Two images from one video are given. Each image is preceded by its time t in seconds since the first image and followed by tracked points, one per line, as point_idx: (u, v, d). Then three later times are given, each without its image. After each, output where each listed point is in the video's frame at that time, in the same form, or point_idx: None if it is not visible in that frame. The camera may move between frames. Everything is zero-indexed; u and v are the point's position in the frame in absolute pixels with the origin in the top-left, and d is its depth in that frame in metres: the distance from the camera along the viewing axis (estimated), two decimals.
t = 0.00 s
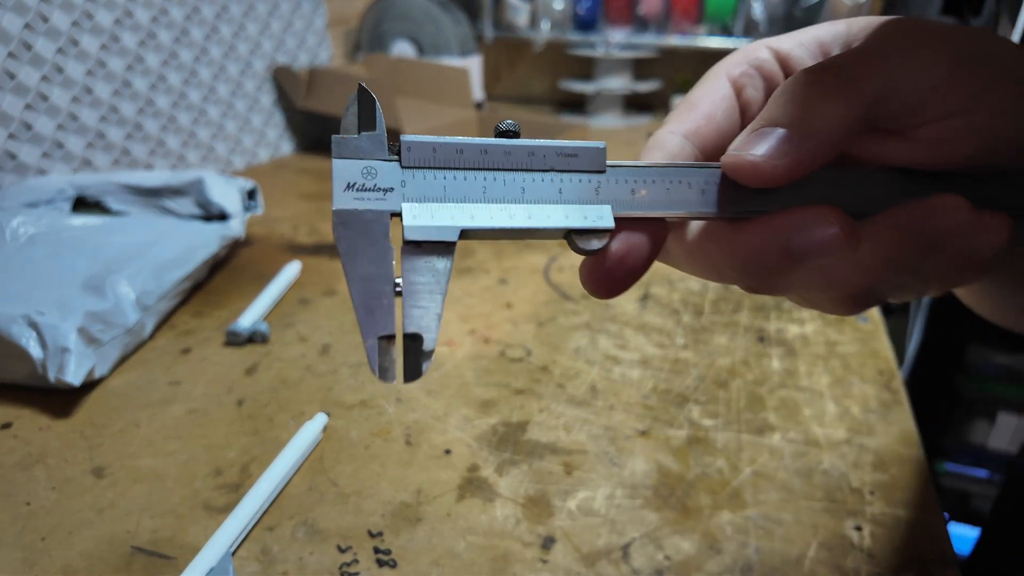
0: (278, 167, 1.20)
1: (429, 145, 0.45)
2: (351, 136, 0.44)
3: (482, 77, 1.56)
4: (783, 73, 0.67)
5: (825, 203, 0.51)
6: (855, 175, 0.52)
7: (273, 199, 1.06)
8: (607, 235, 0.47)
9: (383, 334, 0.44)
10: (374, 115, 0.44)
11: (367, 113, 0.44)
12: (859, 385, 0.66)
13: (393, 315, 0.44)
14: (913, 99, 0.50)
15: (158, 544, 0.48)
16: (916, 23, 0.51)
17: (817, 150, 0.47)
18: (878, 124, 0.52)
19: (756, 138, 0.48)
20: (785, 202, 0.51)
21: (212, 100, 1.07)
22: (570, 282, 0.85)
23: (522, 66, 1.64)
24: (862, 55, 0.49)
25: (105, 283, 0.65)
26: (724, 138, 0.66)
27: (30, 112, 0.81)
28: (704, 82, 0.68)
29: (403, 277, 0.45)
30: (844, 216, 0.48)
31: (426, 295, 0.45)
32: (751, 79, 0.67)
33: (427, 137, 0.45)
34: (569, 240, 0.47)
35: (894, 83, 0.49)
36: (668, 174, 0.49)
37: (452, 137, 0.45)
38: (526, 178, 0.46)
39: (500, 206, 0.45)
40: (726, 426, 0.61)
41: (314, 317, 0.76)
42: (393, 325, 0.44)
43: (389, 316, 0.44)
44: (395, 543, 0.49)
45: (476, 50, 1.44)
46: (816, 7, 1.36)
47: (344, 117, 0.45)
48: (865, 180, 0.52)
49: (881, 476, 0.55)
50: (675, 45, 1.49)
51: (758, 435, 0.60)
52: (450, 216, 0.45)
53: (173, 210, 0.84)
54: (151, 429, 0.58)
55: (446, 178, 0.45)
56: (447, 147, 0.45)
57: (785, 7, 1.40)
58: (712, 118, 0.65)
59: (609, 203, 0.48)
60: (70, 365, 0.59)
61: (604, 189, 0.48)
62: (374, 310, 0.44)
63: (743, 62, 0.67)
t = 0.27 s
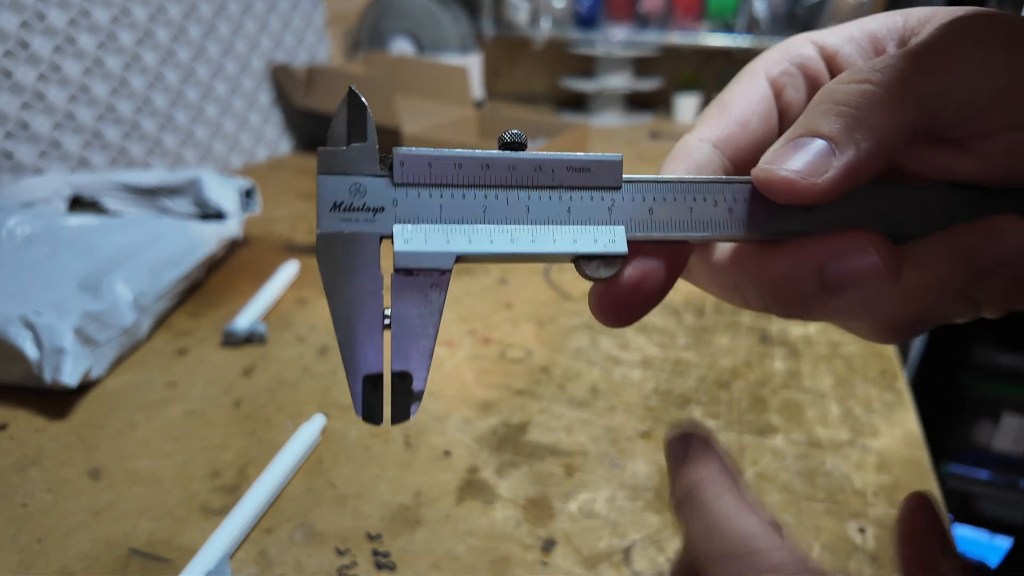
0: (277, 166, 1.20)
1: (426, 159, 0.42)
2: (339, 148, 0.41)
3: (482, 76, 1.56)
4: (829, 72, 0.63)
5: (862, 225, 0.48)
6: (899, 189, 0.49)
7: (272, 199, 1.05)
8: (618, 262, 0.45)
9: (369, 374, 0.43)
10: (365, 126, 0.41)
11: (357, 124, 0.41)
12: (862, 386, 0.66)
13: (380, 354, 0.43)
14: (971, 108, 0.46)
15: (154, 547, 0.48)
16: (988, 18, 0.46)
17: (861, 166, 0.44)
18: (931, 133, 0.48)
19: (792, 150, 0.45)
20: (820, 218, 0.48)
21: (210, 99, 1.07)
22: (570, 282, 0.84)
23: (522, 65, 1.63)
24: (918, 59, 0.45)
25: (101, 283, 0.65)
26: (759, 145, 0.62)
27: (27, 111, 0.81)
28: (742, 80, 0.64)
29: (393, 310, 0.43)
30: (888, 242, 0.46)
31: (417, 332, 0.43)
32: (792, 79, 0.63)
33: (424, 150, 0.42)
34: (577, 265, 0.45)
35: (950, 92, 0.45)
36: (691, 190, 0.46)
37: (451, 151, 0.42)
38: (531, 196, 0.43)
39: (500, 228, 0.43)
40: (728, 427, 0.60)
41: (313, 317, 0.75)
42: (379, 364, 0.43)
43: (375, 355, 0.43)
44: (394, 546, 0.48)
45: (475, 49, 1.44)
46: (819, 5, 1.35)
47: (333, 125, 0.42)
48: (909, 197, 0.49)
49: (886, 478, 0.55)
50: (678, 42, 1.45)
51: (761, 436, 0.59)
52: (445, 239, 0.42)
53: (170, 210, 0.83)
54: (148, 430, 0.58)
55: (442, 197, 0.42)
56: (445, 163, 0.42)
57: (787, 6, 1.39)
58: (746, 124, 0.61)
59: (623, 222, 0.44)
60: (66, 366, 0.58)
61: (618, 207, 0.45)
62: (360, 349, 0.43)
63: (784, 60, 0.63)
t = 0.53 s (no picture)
0: (277, 166, 1.19)
1: (411, 186, 0.42)
2: (321, 180, 0.41)
3: (482, 75, 1.55)
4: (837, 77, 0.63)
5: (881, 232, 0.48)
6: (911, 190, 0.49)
7: (272, 199, 1.05)
8: (614, 284, 0.44)
9: (358, 414, 0.41)
10: (345, 155, 0.41)
11: (337, 153, 0.41)
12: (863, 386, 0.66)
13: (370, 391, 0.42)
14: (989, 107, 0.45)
15: (154, 547, 0.48)
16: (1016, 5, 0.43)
17: (870, 170, 0.43)
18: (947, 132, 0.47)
19: (797, 155, 0.44)
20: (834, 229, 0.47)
21: (210, 99, 1.07)
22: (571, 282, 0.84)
23: (522, 64, 1.63)
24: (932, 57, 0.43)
25: (100, 283, 0.65)
26: (767, 154, 0.62)
27: (26, 110, 0.81)
28: (748, 90, 0.64)
29: (380, 343, 0.42)
30: (907, 248, 0.46)
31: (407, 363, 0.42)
32: (799, 86, 0.63)
33: (408, 177, 0.42)
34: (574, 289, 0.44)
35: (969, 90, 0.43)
36: (685, 212, 0.45)
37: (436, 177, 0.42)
38: (522, 219, 0.43)
39: (492, 253, 0.42)
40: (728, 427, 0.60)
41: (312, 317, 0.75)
42: (368, 403, 0.41)
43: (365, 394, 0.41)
44: (394, 547, 0.48)
45: (475, 48, 1.44)
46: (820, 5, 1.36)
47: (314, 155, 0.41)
48: (920, 199, 0.49)
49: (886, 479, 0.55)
50: (679, 42, 1.46)
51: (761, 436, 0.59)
52: (434, 267, 0.41)
53: (169, 210, 0.83)
54: (147, 430, 0.58)
55: (430, 224, 0.42)
56: (432, 189, 0.42)
57: (788, 5, 1.39)
58: (752, 134, 0.61)
59: (620, 243, 0.44)
60: (66, 366, 0.58)
61: (613, 228, 0.44)
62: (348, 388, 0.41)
63: (791, 66, 0.64)
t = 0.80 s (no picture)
0: (276, 166, 1.19)
1: (399, 178, 0.42)
2: (305, 171, 0.41)
3: (482, 74, 1.55)
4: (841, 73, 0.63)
5: (888, 234, 0.48)
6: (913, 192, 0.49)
7: (272, 198, 1.05)
8: (610, 283, 0.43)
9: (338, 416, 0.41)
10: (331, 146, 0.41)
11: (322, 145, 0.41)
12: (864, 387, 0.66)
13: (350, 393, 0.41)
14: (999, 106, 0.44)
15: (153, 548, 0.48)
16: None
17: (872, 169, 0.42)
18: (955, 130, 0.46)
19: (799, 154, 0.44)
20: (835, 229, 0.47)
21: (210, 98, 1.07)
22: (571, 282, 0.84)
23: (522, 64, 1.63)
24: (944, 52, 0.42)
25: (100, 283, 0.64)
26: (769, 151, 0.61)
27: (25, 110, 0.81)
28: (750, 87, 0.64)
29: (363, 342, 0.41)
30: (912, 251, 0.47)
31: (390, 365, 0.41)
32: (803, 83, 0.63)
33: (396, 169, 0.42)
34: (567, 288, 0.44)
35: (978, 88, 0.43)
36: (678, 209, 0.45)
37: (425, 169, 0.42)
38: (514, 214, 0.43)
39: (481, 249, 0.42)
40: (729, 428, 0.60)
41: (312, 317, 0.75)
42: (347, 405, 0.41)
43: (345, 396, 0.41)
44: (394, 547, 0.48)
45: (475, 47, 1.43)
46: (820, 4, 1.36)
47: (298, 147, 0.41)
48: (927, 200, 0.49)
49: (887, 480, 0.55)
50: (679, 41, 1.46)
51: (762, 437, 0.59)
52: (421, 263, 0.41)
53: (169, 209, 0.83)
54: (147, 430, 0.58)
55: (417, 218, 0.42)
56: (420, 181, 0.42)
57: (789, 5, 1.39)
58: (753, 131, 0.61)
59: (615, 241, 0.44)
60: (65, 365, 0.58)
61: (608, 224, 0.44)
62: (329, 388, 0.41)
63: (794, 64, 0.63)
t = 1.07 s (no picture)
0: (276, 165, 1.19)
1: (394, 189, 0.41)
2: (298, 181, 0.41)
3: (482, 74, 1.55)
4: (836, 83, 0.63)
5: (888, 241, 0.48)
6: (908, 199, 0.49)
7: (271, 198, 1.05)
8: (609, 295, 0.44)
9: (334, 432, 0.41)
10: (324, 157, 0.41)
11: (316, 155, 0.41)
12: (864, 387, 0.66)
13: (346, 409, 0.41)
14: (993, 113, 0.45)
15: (153, 548, 0.47)
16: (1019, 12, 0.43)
17: (871, 177, 0.42)
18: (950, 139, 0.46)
19: (797, 162, 0.43)
20: (834, 236, 0.47)
21: (209, 98, 1.07)
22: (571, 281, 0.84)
23: (522, 63, 1.63)
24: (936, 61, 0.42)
25: (99, 283, 0.64)
26: (766, 160, 0.62)
27: (25, 109, 0.81)
28: (747, 95, 0.64)
29: (358, 357, 0.41)
30: (915, 260, 0.46)
31: (386, 380, 0.42)
32: (800, 92, 0.63)
33: (391, 180, 0.41)
34: (567, 299, 0.44)
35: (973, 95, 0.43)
36: (678, 219, 0.45)
37: (421, 180, 0.42)
38: (512, 224, 0.43)
39: (479, 260, 0.42)
40: (729, 428, 0.60)
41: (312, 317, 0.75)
42: (344, 421, 0.41)
43: (340, 412, 0.41)
44: (394, 547, 0.48)
45: (476, 47, 1.43)
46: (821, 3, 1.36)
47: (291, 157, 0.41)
48: (925, 208, 0.49)
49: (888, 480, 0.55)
50: (680, 41, 1.45)
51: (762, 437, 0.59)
52: (418, 275, 0.41)
53: (168, 209, 0.82)
54: (146, 430, 0.58)
55: (413, 229, 0.42)
56: (417, 192, 0.41)
57: (789, 4, 1.39)
58: (752, 139, 0.61)
59: (616, 251, 0.44)
60: (65, 366, 0.58)
61: (607, 235, 0.44)
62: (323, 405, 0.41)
63: (791, 72, 0.63)
